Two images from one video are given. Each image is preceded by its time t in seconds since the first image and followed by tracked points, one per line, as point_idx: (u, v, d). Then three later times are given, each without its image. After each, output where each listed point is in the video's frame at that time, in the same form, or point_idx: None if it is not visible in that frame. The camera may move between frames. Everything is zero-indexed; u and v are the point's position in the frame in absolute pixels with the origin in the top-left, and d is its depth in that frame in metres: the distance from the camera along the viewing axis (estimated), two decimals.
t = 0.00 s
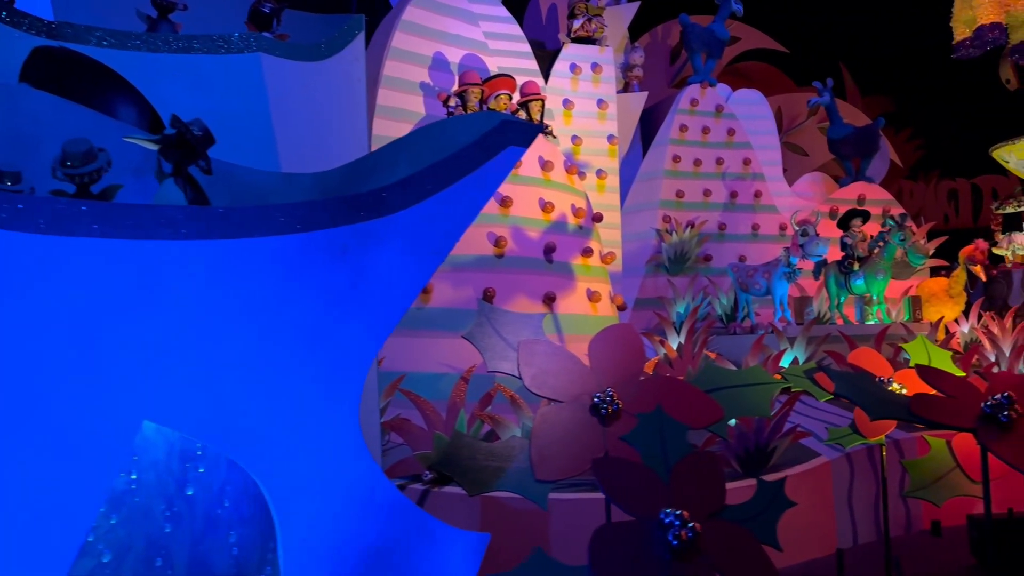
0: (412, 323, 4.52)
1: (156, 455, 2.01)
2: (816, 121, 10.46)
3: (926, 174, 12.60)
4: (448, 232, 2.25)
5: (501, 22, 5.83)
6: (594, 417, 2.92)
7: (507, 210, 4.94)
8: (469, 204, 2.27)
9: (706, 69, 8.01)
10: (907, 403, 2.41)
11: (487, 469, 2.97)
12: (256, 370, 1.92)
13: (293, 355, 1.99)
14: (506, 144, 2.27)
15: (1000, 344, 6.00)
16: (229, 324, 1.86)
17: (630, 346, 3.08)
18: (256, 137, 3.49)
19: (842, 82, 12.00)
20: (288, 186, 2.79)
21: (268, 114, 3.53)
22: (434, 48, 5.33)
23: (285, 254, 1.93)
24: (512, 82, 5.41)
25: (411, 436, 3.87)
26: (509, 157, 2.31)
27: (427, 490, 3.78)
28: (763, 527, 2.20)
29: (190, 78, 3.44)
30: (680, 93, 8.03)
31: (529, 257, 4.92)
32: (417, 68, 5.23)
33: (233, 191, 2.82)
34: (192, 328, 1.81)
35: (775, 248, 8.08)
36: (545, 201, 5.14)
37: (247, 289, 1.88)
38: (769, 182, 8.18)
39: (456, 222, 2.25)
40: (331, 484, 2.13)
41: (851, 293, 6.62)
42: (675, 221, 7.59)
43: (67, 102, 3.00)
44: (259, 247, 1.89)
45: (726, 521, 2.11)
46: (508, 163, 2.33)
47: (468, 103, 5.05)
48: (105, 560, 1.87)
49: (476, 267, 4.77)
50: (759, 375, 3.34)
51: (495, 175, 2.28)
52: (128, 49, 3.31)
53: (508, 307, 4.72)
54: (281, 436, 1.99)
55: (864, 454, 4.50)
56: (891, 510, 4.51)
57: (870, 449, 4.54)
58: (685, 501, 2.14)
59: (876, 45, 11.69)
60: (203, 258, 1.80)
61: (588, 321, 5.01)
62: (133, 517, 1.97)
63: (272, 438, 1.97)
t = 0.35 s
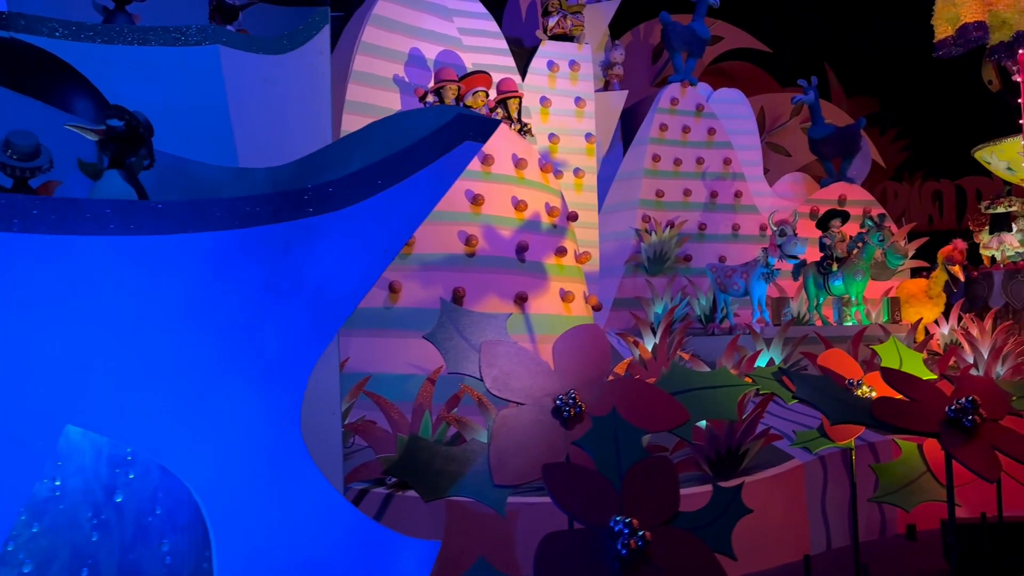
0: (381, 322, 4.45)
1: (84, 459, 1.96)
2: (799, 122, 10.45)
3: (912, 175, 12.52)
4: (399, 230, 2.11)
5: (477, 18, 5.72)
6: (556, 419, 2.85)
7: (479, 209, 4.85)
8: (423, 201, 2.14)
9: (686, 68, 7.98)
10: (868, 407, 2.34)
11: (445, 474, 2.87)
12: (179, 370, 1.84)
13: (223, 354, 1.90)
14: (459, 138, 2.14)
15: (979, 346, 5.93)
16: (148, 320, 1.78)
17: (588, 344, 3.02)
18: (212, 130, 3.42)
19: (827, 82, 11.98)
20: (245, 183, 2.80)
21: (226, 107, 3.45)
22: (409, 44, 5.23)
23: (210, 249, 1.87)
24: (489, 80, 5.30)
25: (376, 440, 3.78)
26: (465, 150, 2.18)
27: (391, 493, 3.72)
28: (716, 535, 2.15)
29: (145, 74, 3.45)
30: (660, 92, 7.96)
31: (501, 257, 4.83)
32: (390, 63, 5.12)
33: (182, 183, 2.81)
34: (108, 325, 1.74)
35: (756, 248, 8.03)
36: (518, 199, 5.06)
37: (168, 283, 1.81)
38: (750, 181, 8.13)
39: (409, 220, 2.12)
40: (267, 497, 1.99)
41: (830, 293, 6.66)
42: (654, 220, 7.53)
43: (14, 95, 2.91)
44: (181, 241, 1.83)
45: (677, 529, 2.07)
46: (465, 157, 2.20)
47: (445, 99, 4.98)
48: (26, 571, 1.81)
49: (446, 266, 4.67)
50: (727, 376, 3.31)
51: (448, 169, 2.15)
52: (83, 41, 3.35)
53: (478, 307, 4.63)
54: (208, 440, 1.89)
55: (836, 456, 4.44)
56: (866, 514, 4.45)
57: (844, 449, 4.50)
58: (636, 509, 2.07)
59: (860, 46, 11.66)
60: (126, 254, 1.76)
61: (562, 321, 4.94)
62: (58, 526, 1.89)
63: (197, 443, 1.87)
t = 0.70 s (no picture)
0: (353, 329, 4.37)
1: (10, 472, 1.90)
2: (786, 129, 10.42)
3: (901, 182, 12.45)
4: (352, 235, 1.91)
5: (458, 22, 5.68)
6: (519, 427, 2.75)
7: (454, 214, 4.76)
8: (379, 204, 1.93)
9: (671, 75, 7.96)
10: (833, 417, 2.27)
11: (408, 487, 2.78)
12: (100, 389, 1.72)
13: (150, 372, 1.77)
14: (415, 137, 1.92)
15: (963, 355, 5.83)
16: (64, 337, 1.67)
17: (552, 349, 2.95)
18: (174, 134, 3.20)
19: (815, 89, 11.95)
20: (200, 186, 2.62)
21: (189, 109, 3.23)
22: (387, 48, 5.14)
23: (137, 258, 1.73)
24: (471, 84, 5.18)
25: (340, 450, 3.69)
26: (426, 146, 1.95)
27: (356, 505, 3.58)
28: (673, 551, 2.07)
29: (105, 74, 3.23)
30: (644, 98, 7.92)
31: (475, 263, 4.74)
32: (369, 67, 5.03)
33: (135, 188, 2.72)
34: (21, 340, 1.64)
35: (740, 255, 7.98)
36: (494, 204, 4.97)
37: (87, 298, 1.69)
38: (735, 188, 8.09)
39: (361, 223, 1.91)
40: (200, 525, 1.85)
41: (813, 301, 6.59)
42: (638, 227, 7.46)
43: None
44: (103, 252, 1.70)
45: (631, 545, 1.99)
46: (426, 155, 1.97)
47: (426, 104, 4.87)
48: None
49: (420, 272, 4.58)
50: (697, 386, 3.25)
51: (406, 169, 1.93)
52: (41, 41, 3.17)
53: (452, 315, 4.54)
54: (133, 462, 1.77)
55: (814, 466, 4.37)
56: (845, 525, 4.37)
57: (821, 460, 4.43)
58: (589, 525, 2.00)
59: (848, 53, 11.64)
60: (38, 263, 1.64)
61: (538, 328, 4.87)
62: None
63: (121, 465, 1.75)
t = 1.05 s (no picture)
0: (327, 338, 4.30)
1: None
2: (777, 137, 10.35)
3: (895, 192, 12.35)
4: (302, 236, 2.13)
5: (440, 28, 5.69)
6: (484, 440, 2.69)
7: (432, 221, 4.69)
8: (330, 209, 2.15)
9: (658, 82, 7.88)
10: (799, 431, 2.20)
11: (371, 498, 2.74)
12: (52, 375, 1.91)
13: (97, 364, 1.96)
14: (364, 146, 2.14)
15: (950, 366, 5.74)
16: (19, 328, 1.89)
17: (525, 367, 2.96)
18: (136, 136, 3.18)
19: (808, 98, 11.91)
20: (149, 189, 2.33)
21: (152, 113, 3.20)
22: (366, 54, 5.09)
23: (100, 258, 1.96)
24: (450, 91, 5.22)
25: (306, 461, 3.64)
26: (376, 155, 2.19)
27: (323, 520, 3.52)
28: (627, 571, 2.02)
29: (69, 76, 3.23)
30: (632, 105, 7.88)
31: (453, 271, 4.66)
32: (344, 72, 4.95)
33: (74, 179, 2.44)
34: None
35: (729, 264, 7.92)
36: (474, 211, 4.91)
37: (51, 295, 1.91)
38: (723, 197, 8.05)
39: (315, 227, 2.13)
40: (135, 505, 1.99)
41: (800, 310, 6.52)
42: (624, 235, 7.41)
43: None
44: (61, 254, 1.93)
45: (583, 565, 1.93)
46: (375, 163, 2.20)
47: (403, 111, 4.84)
48: None
49: (396, 280, 4.50)
50: (668, 397, 3.24)
51: (356, 176, 2.17)
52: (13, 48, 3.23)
53: (427, 324, 4.45)
54: (93, 443, 1.95)
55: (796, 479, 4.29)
56: (828, 541, 4.28)
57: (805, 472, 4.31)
58: (538, 545, 1.93)
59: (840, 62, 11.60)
60: None
61: (517, 337, 4.80)
62: None
63: (62, 447, 1.92)
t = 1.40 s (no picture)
0: (303, 348, 4.23)
1: None
2: (771, 147, 10.26)
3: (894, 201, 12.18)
4: (253, 243, 2.09)
5: (426, 34, 5.81)
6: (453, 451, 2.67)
7: (412, 229, 4.62)
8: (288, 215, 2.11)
9: (650, 91, 7.86)
10: (767, 445, 2.13)
11: (335, 512, 2.69)
12: None
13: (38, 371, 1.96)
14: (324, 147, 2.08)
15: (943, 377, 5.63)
16: None
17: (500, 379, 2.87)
18: (101, 142, 3.10)
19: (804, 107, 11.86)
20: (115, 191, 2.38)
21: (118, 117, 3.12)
22: (345, 59, 5.05)
23: (41, 265, 1.94)
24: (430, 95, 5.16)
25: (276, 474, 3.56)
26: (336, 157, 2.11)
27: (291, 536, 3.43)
28: None
29: (32, 80, 3.07)
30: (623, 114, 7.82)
31: (433, 279, 4.58)
32: (325, 79, 4.92)
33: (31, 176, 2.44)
34: None
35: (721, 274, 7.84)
36: (455, 219, 4.82)
37: None
38: (715, 206, 7.99)
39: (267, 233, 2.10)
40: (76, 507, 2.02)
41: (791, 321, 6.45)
42: (615, 244, 7.33)
43: None
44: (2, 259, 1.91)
45: None
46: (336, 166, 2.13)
47: (378, 115, 4.83)
48: None
49: (374, 289, 4.42)
50: (647, 407, 3.15)
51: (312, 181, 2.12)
52: None
53: (406, 334, 4.37)
54: (32, 447, 1.97)
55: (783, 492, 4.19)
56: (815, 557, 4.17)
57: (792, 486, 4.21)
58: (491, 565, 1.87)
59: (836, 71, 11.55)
60: None
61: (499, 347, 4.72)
62: None
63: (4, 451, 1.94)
